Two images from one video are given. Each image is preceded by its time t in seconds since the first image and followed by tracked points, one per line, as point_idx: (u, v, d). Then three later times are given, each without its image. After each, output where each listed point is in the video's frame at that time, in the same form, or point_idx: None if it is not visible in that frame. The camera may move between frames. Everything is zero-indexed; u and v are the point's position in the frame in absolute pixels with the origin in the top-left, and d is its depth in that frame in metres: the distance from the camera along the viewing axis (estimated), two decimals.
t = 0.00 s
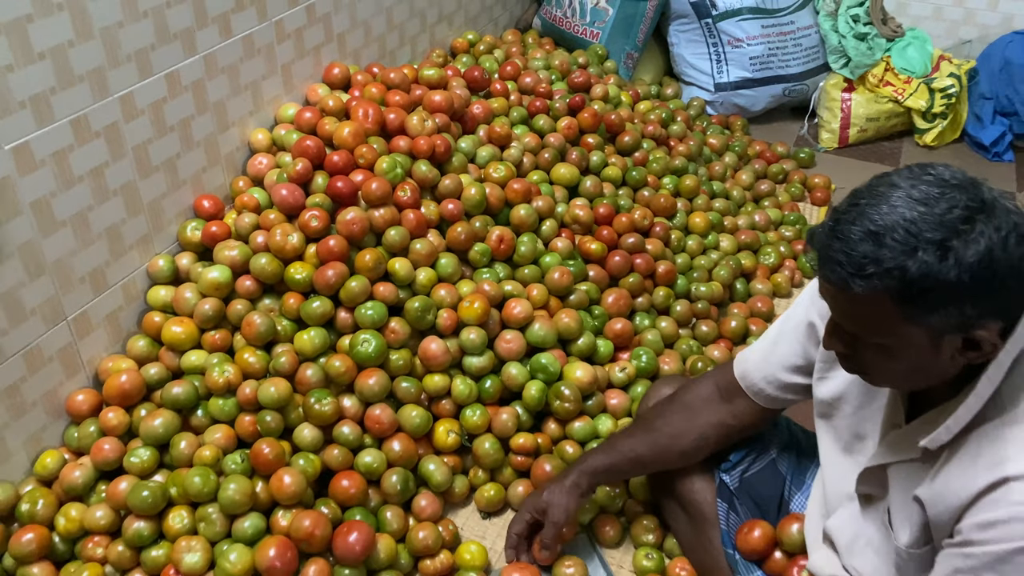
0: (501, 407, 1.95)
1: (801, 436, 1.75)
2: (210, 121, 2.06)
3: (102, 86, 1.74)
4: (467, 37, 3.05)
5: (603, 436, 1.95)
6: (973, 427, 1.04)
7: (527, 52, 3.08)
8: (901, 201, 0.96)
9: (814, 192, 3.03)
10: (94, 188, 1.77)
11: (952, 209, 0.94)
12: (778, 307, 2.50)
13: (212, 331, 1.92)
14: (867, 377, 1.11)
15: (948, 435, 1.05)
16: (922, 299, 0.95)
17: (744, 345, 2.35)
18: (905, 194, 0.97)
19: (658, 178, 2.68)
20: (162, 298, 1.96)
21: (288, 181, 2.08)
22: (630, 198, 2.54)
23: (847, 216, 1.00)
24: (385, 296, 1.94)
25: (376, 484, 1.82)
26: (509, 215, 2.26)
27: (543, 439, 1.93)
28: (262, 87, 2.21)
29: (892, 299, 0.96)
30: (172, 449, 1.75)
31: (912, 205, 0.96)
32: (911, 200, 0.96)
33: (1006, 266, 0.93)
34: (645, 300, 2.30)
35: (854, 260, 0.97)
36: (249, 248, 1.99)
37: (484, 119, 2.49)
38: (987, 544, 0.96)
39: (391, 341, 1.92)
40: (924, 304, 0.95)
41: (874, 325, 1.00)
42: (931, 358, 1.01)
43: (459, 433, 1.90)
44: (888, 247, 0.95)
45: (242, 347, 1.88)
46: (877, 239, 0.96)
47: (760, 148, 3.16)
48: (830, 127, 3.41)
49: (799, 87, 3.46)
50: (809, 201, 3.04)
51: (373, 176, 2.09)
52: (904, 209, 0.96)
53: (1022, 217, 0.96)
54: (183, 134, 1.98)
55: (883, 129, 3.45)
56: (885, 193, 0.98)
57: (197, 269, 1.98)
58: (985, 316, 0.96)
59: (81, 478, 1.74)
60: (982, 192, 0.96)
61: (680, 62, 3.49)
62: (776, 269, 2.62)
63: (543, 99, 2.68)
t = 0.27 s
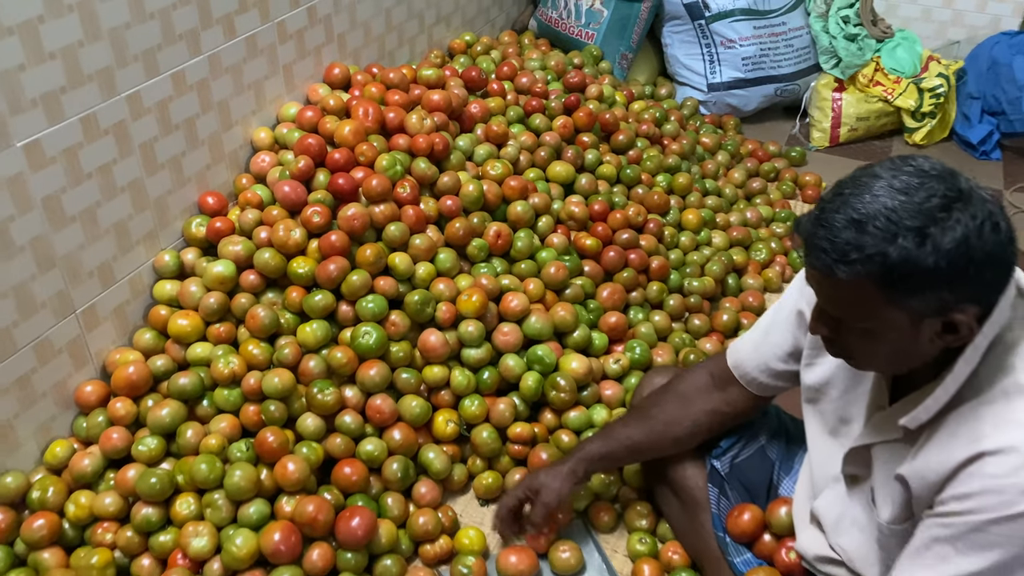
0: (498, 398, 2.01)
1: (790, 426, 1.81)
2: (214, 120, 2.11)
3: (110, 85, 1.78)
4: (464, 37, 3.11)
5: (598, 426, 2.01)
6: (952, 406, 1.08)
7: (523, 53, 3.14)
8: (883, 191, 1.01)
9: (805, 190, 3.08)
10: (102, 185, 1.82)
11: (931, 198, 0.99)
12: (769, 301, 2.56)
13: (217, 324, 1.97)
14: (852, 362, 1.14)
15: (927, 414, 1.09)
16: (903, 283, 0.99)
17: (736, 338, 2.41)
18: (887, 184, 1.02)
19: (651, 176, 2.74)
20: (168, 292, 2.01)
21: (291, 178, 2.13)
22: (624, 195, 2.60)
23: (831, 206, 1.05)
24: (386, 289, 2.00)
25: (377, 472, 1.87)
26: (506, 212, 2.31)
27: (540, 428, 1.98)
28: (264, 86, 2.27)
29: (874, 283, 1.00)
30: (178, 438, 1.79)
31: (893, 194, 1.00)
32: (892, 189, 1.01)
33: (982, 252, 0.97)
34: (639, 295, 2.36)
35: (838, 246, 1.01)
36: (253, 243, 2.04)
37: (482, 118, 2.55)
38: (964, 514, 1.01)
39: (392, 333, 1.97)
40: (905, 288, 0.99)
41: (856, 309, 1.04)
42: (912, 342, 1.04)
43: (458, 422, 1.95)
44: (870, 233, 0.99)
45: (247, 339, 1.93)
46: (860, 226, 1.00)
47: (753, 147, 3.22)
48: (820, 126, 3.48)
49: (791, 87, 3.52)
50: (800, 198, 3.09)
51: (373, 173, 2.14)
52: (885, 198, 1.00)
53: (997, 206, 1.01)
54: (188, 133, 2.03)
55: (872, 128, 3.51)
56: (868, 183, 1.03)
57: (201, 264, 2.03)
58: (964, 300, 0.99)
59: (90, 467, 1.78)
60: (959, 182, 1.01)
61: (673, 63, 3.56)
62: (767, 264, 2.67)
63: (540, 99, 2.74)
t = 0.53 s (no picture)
0: (495, 389, 2.06)
1: (778, 414, 1.86)
2: (218, 119, 2.16)
3: (118, 85, 1.84)
4: (461, 38, 3.16)
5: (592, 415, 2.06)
6: (928, 386, 1.14)
7: (519, 54, 3.20)
8: (862, 176, 1.07)
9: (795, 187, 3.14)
10: (110, 181, 1.88)
11: (908, 184, 1.05)
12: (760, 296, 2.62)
13: (222, 317, 2.03)
14: (832, 343, 1.19)
15: (904, 393, 1.16)
16: (879, 264, 1.04)
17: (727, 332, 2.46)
18: (866, 171, 1.08)
19: (645, 174, 2.79)
20: (173, 286, 2.06)
21: (293, 175, 2.18)
22: (618, 192, 2.66)
23: (813, 190, 1.11)
24: (385, 283, 2.05)
25: (378, 460, 1.92)
26: (503, 208, 2.37)
27: (535, 418, 2.04)
28: (266, 86, 2.32)
29: (851, 263, 1.05)
30: (184, 427, 1.84)
31: (871, 179, 1.07)
32: (871, 175, 1.07)
33: (953, 236, 1.03)
34: (633, 289, 2.41)
35: (818, 228, 1.07)
36: (255, 239, 2.09)
37: (479, 117, 2.60)
38: (935, 487, 1.07)
39: (392, 326, 2.02)
40: (881, 268, 1.04)
41: (834, 289, 1.09)
42: (887, 322, 1.10)
43: (456, 413, 2.00)
44: (849, 216, 1.05)
45: (250, 332, 1.99)
46: (840, 209, 1.06)
47: (744, 145, 3.28)
48: (812, 125, 3.53)
49: (782, 87, 3.58)
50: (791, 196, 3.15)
51: (373, 170, 2.19)
52: (864, 183, 1.06)
53: (970, 195, 1.07)
54: (192, 131, 2.08)
55: (863, 126, 3.57)
56: (848, 169, 1.09)
57: (206, 259, 2.08)
58: (935, 283, 1.05)
59: (98, 455, 1.83)
60: (934, 171, 1.07)
61: (667, 64, 3.61)
62: (758, 260, 2.73)
63: (535, 98, 2.79)
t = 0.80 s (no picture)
0: (494, 381, 2.12)
1: (767, 402, 1.91)
2: (221, 119, 2.21)
3: (126, 85, 1.89)
4: (459, 40, 3.21)
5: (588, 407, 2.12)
6: (903, 368, 1.20)
7: (516, 55, 3.25)
8: (836, 167, 1.14)
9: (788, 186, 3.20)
10: (118, 179, 1.92)
11: (879, 175, 1.11)
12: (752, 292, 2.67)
13: (226, 311, 2.07)
14: (809, 330, 1.25)
15: (879, 375, 1.22)
16: (850, 251, 1.10)
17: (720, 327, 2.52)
18: (840, 162, 1.14)
19: (640, 173, 2.85)
20: (179, 282, 2.11)
21: (295, 173, 2.23)
22: (614, 190, 2.71)
23: (791, 181, 1.17)
24: (387, 278, 2.10)
25: (380, 450, 1.97)
26: (500, 206, 2.42)
27: (533, 410, 2.09)
28: (269, 87, 2.37)
29: (824, 250, 1.11)
30: (190, 418, 1.89)
31: (845, 170, 1.13)
32: (845, 166, 1.13)
33: (921, 225, 1.09)
34: (628, 285, 2.47)
35: (794, 215, 1.12)
36: (259, 235, 2.14)
37: (476, 117, 2.65)
38: (911, 466, 1.12)
39: (393, 320, 2.07)
40: (852, 254, 1.10)
41: (808, 275, 1.14)
42: (859, 307, 1.15)
43: (455, 405, 2.05)
44: (823, 204, 1.11)
45: (254, 326, 2.04)
46: (814, 197, 1.12)
47: (738, 145, 3.33)
48: (804, 126, 3.59)
49: (775, 88, 3.64)
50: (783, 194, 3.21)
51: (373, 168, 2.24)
52: (838, 173, 1.13)
53: (938, 187, 1.13)
54: (197, 130, 2.13)
55: (854, 126, 3.65)
56: (824, 161, 1.16)
57: (210, 255, 2.13)
58: (905, 270, 1.11)
59: (107, 446, 1.88)
60: (904, 164, 1.14)
61: (662, 65, 3.65)
62: (750, 257, 2.79)
63: (532, 98, 2.85)
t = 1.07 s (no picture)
0: (492, 374, 2.16)
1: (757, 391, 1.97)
2: (224, 117, 2.25)
3: (132, 84, 1.93)
4: (457, 40, 3.26)
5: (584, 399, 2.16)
6: (875, 353, 1.25)
7: (513, 55, 3.30)
8: (805, 163, 1.18)
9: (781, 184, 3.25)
10: (124, 176, 1.97)
11: (845, 169, 1.16)
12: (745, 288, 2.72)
13: (230, 306, 2.12)
14: (784, 320, 1.29)
15: (853, 360, 1.27)
16: (819, 241, 1.14)
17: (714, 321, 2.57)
18: (808, 158, 1.19)
19: (635, 171, 2.89)
20: (183, 277, 2.15)
21: (297, 171, 2.28)
22: (609, 188, 2.76)
23: (761, 177, 1.22)
24: (387, 274, 2.14)
25: (380, 441, 2.02)
26: (498, 203, 2.46)
27: (530, 402, 2.13)
28: (271, 86, 2.41)
29: (795, 241, 1.15)
30: (195, 410, 1.93)
31: (813, 165, 1.18)
32: (813, 161, 1.18)
33: (886, 215, 1.14)
34: (624, 280, 2.51)
35: (765, 209, 1.17)
36: (261, 232, 2.18)
37: (474, 116, 2.69)
38: (887, 446, 1.17)
39: (393, 314, 2.11)
40: (821, 245, 1.14)
41: (781, 266, 1.19)
42: (831, 297, 1.20)
43: (454, 397, 2.10)
44: (792, 198, 1.15)
45: (257, 320, 2.08)
46: (784, 191, 1.16)
47: (732, 144, 3.38)
48: (797, 125, 3.65)
49: (768, 88, 3.69)
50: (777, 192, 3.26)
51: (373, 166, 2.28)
52: (806, 168, 1.17)
53: (902, 179, 1.18)
54: (201, 128, 2.17)
55: (846, 126, 3.70)
56: (793, 157, 1.20)
57: (214, 251, 2.18)
58: (872, 258, 1.15)
59: (113, 437, 1.92)
60: (869, 158, 1.19)
61: (657, 65, 3.71)
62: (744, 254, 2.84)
63: (529, 98, 2.89)
